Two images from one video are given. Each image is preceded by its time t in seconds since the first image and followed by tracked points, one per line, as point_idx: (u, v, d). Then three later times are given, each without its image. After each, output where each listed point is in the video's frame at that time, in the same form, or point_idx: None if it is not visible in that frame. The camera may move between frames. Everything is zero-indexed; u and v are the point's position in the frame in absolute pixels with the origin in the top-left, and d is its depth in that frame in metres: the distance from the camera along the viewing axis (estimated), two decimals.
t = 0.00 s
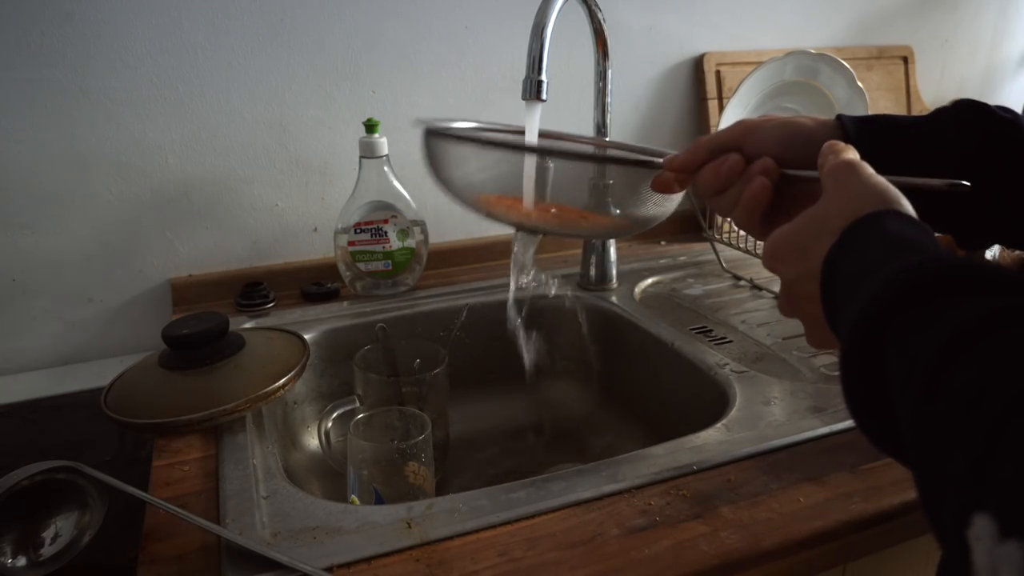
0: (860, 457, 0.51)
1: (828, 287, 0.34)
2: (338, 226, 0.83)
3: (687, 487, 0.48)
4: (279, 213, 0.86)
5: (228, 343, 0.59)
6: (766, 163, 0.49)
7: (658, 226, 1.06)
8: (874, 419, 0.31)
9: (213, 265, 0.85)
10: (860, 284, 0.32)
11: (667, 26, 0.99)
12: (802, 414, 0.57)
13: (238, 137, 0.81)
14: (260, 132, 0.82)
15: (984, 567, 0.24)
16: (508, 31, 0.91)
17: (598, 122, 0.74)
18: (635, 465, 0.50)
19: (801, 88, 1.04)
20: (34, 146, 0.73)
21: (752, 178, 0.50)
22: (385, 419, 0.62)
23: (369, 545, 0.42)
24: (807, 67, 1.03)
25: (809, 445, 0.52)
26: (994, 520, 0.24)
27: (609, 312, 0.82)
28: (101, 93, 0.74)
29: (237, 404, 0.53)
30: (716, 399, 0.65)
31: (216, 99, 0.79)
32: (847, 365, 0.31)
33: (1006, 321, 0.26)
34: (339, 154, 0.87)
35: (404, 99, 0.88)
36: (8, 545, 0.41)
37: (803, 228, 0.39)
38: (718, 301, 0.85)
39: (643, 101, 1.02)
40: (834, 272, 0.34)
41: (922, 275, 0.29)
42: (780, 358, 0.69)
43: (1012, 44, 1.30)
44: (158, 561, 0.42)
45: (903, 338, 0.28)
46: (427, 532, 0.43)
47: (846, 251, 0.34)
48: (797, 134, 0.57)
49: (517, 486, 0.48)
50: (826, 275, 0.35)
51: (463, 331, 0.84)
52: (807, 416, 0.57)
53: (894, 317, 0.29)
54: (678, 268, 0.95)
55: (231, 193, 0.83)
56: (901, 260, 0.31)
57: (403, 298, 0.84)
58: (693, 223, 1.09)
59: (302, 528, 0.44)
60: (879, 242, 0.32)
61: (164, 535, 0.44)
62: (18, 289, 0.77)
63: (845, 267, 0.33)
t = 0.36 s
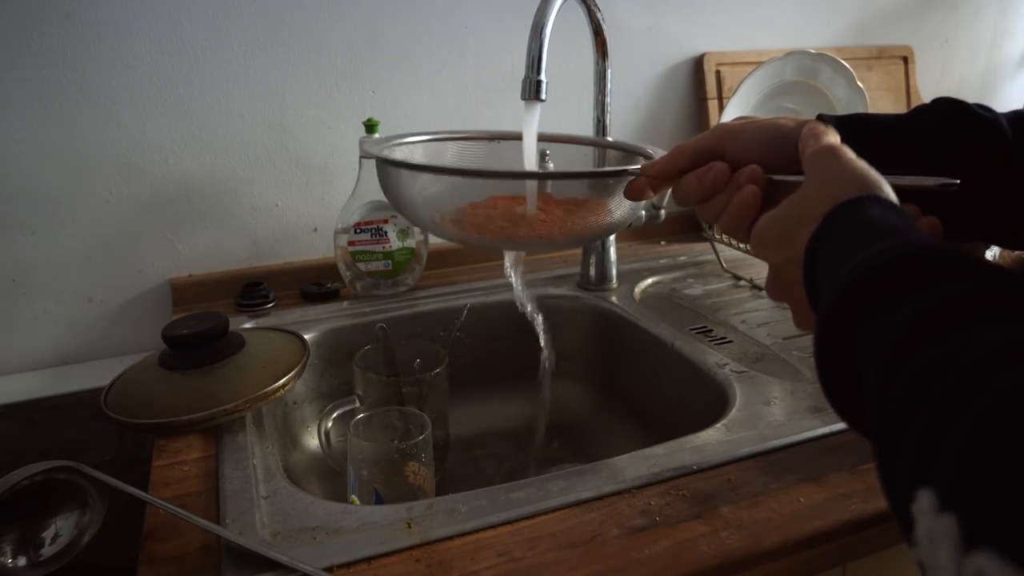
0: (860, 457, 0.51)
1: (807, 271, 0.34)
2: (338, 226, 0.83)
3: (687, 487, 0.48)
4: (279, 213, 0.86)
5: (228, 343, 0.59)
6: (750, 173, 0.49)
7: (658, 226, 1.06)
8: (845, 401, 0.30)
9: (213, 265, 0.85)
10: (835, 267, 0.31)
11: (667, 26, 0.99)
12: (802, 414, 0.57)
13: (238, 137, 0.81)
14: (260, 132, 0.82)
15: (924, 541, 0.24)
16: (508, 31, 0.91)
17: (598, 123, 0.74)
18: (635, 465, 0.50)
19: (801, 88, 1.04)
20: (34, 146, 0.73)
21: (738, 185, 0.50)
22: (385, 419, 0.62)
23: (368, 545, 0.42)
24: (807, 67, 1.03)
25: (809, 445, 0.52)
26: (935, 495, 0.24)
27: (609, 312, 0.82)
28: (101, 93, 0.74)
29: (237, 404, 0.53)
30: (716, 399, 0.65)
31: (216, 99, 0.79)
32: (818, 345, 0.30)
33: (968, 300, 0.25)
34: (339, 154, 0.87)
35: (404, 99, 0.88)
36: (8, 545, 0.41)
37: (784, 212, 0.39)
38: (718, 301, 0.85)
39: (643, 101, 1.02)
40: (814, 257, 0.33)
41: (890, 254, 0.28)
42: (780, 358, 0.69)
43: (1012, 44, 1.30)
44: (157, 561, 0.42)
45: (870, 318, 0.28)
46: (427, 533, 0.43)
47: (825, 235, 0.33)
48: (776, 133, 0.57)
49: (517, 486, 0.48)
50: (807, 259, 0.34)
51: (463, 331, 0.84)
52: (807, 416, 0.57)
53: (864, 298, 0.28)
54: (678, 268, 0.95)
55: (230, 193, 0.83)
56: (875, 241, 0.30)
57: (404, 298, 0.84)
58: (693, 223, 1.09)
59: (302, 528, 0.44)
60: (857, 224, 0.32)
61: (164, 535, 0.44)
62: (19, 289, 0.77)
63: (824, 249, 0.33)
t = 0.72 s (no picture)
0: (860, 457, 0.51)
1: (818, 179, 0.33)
2: (338, 226, 0.83)
3: (687, 487, 0.48)
4: (279, 213, 0.86)
5: (228, 343, 0.59)
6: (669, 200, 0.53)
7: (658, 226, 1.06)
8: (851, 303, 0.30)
9: (212, 265, 0.85)
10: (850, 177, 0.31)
11: (667, 27, 0.99)
12: (802, 413, 0.57)
13: (238, 137, 0.81)
14: (260, 132, 0.82)
15: (879, 403, 0.26)
16: (508, 31, 0.91)
17: (598, 123, 0.74)
18: (635, 465, 0.50)
19: (802, 88, 1.05)
20: (34, 145, 0.73)
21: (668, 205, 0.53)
22: (385, 419, 0.62)
23: (368, 545, 0.42)
24: (807, 67, 1.03)
25: (809, 445, 0.52)
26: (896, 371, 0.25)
27: (609, 312, 0.82)
28: (102, 93, 0.74)
29: (237, 405, 0.53)
30: (716, 399, 0.65)
31: (216, 98, 0.79)
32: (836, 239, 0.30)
33: (978, 213, 0.25)
34: (339, 154, 0.87)
35: (403, 99, 0.88)
36: (7, 545, 0.41)
37: (800, 138, 0.38)
38: (719, 301, 0.85)
39: (643, 101, 1.02)
40: (834, 163, 0.33)
41: (909, 162, 0.27)
42: (780, 358, 0.69)
43: (1012, 44, 1.30)
44: (157, 561, 0.42)
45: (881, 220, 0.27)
46: (427, 532, 0.43)
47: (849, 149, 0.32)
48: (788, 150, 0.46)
49: (517, 486, 0.48)
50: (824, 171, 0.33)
51: (463, 331, 0.84)
52: (807, 416, 0.57)
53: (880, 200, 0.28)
54: (678, 267, 0.95)
55: (231, 193, 0.83)
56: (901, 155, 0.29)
57: (403, 298, 0.84)
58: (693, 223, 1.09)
59: (302, 528, 0.44)
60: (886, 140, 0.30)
61: (164, 535, 0.44)
62: (19, 289, 0.77)
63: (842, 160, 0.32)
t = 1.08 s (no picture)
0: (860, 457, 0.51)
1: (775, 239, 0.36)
2: (338, 226, 0.84)
3: (687, 488, 0.48)
4: (279, 213, 0.86)
5: (228, 343, 0.59)
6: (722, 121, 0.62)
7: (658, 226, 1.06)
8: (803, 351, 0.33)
9: (212, 265, 0.85)
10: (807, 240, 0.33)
11: (667, 27, 0.99)
12: (802, 414, 0.57)
13: (238, 137, 0.81)
14: (260, 132, 0.82)
15: (869, 453, 0.28)
16: (508, 31, 0.91)
17: (598, 123, 0.74)
18: (635, 465, 0.50)
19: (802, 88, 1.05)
20: (35, 146, 0.73)
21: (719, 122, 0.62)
22: (385, 419, 0.62)
23: (368, 545, 0.42)
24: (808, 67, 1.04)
25: (809, 445, 0.52)
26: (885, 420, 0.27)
27: (609, 312, 0.82)
28: (102, 93, 0.74)
29: (238, 404, 0.53)
30: (716, 399, 0.65)
31: (216, 98, 0.79)
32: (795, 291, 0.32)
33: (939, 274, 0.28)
34: (339, 154, 0.87)
35: (404, 99, 0.88)
36: (7, 545, 0.41)
37: (773, 185, 0.39)
38: (719, 301, 0.85)
39: (644, 101, 1.02)
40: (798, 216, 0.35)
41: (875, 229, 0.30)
42: (780, 358, 0.69)
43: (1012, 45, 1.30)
44: (157, 561, 0.42)
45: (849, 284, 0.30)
46: (427, 533, 0.43)
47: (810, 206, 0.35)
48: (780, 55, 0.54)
49: (517, 486, 0.48)
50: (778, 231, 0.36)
51: (463, 331, 0.84)
52: (807, 416, 0.57)
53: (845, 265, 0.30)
54: (678, 267, 0.95)
55: (230, 192, 0.83)
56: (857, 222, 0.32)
57: (403, 298, 0.84)
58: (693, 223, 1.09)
59: (302, 528, 0.44)
60: (842, 205, 0.34)
61: (164, 535, 0.44)
62: (19, 289, 0.77)
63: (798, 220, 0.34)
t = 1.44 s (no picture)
0: (860, 457, 0.51)
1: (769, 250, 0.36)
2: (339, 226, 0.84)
3: (688, 487, 0.48)
4: (279, 213, 0.86)
5: (228, 343, 0.59)
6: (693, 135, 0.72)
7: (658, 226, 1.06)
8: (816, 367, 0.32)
9: (212, 266, 0.85)
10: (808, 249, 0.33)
11: (667, 27, 0.99)
12: (802, 413, 0.57)
13: (238, 137, 0.81)
14: (260, 132, 0.82)
15: (908, 467, 0.26)
16: (509, 31, 0.91)
17: (598, 123, 0.74)
18: (635, 464, 0.50)
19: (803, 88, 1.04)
20: (34, 146, 0.73)
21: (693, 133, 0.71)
22: (385, 419, 0.62)
23: (368, 545, 0.42)
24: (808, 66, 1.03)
25: (809, 445, 0.52)
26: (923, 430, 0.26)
27: (609, 312, 0.82)
28: (102, 93, 0.74)
29: (238, 404, 0.53)
30: (716, 399, 0.65)
31: (216, 98, 0.79)
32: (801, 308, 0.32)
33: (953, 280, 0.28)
34: (338, 154, 0.87)
35: (404, 99, 0.88)
36: (6, 545, 0.41)
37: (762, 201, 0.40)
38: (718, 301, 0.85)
39: (643, 101, 1.02)
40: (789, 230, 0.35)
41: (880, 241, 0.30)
42: (780, 358, 0.69)
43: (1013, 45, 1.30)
44: (157, 561, 0.42)
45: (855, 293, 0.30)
46: (427, 532, 0.43)
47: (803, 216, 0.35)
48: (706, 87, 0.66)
49: (517, 486, 0.48)
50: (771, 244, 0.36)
51: (463, 331, 0.84)
52: (807, 416, 0.57)
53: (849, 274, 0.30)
54: (678, 267, 0.95)
55: (230, 192, 0.83)
56: (856, 228, 0.32)
57: (403, 298, 0.84)
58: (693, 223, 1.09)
59: (302, 528, 0.44)
60: (833, 218, 0.34)
61: (165, 535, 0.44)
62: (18, 289, 0.77)
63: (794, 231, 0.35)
